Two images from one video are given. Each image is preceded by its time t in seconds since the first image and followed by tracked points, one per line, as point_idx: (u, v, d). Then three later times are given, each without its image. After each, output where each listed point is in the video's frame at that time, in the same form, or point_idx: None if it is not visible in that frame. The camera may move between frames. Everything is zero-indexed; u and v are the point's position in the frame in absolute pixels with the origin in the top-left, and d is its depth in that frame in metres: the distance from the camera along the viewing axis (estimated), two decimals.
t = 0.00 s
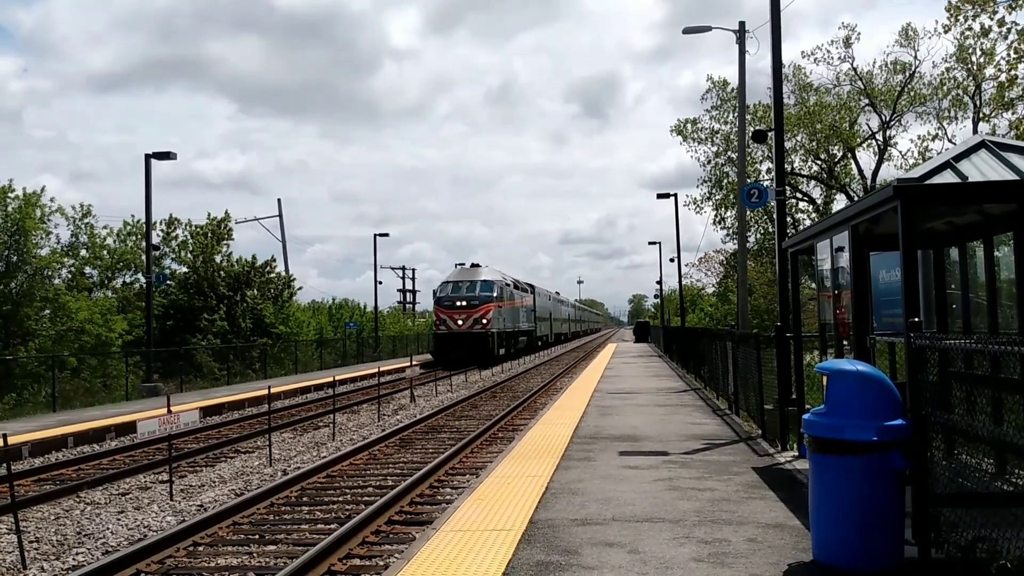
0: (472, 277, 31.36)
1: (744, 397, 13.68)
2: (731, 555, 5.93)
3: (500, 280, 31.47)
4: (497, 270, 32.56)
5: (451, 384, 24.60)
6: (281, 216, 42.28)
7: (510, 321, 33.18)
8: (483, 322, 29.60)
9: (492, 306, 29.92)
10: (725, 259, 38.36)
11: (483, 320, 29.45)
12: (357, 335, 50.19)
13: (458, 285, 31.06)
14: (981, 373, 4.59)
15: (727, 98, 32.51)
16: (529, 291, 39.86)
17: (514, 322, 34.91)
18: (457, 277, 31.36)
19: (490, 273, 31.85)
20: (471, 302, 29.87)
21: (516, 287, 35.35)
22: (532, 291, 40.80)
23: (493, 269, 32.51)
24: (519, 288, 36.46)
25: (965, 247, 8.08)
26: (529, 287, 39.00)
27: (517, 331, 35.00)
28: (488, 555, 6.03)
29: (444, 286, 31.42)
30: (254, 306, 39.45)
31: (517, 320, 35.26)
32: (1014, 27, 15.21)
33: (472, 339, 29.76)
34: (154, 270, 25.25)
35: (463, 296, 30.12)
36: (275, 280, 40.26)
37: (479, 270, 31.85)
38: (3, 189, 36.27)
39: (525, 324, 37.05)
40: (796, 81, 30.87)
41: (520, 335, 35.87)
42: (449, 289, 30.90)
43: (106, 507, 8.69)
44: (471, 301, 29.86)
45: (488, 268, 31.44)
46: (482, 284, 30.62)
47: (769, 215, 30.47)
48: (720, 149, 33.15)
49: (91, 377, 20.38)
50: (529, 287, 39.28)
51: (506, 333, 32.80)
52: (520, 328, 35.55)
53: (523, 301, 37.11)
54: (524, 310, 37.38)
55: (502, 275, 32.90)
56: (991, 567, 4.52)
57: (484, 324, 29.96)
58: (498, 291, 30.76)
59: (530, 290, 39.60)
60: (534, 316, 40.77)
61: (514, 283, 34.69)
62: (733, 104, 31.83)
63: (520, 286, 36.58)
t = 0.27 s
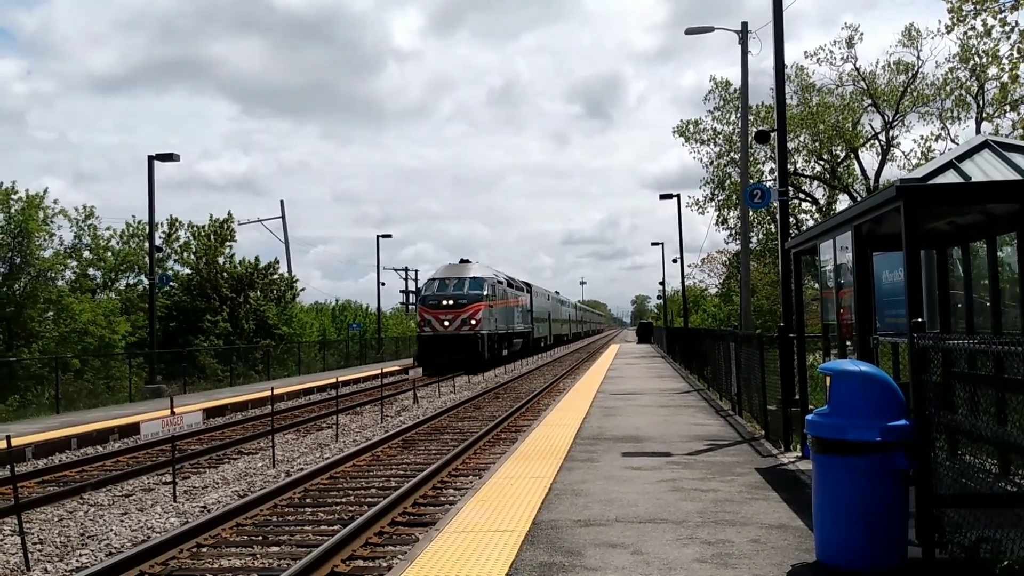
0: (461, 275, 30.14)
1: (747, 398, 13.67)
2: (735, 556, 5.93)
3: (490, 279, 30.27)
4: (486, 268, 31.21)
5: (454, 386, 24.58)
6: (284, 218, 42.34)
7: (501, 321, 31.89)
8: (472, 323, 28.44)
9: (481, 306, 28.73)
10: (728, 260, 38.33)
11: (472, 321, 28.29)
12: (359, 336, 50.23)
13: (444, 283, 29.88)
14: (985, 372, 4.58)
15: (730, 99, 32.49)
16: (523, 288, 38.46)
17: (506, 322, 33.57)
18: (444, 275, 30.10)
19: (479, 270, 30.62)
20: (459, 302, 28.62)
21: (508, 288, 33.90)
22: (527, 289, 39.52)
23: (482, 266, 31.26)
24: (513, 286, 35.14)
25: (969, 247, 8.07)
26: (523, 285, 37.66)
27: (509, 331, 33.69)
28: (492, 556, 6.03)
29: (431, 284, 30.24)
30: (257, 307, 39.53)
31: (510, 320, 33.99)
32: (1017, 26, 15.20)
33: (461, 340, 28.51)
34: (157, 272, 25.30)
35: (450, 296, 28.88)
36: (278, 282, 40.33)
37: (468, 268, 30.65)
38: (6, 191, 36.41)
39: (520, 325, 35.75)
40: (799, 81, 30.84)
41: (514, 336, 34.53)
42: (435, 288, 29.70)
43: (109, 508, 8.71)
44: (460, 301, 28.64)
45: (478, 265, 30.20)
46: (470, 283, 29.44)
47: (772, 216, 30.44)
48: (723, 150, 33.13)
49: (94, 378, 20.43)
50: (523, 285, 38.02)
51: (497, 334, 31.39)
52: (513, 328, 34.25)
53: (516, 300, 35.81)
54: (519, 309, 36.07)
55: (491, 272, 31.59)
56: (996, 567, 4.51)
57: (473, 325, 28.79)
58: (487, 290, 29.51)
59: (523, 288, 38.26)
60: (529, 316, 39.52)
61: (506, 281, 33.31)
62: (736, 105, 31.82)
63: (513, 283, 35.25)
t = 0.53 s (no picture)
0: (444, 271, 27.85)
1: (749, 397, 13.66)
2: (736, 556, 5.93)
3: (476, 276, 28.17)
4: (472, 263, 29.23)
5: (455, 386, 24.55)
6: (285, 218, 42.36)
7: (489, 322, 29.75)
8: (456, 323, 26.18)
9: (466, 306, 26.48)
10: (729, 260, 38.31)
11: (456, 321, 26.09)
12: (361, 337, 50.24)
13: (426, 280, 27.58)
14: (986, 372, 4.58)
15: (731, 99, 32.48)
16: (515, 285, 36.33)
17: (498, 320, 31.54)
18: (426, 271, 27.88)
19: (465, 266, 28.49)
20: (442, 300, 26.44)
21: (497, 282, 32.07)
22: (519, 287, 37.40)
23: (467, 261, 29.03)
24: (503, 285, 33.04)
25: (970, 247, 8.07)
26: (513, 282, 35.54)
27: (499, 332, 31.46)
28: (494, 556, 6.03)
29: (411, 281, 27.88)
30: (258, 308, 39.56)
31: (501, 320, 31.77)
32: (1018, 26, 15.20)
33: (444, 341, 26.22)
34: (158, 273, 25.31)
35: (433, 293, 26.67)
36: (279, 282, 40.34)
37: (452, 263, 28.44)
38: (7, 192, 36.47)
39: (511, 326, 33.91)
40: (799, 81, 30.83)
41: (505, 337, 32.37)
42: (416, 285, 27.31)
43: (110, 509, 8.71)
44: (444, 298, 26.49)
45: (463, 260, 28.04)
46: (455, 280, 27.25)
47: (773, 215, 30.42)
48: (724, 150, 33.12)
49: (96, 379, 20.45)
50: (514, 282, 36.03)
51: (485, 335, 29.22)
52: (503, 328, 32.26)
53: (508, 299, 33.72)
54: (510, 308, 34.00)
55: (478, 268, 29.43)
56: (997, 567, 4.50)
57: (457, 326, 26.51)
58: (472, 288, 27.40)
59: (515, 285, 36.20)
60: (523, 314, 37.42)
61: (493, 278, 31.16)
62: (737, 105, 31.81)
63: (503, 281, 33.08)
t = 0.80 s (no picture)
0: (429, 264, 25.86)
1: (755, 396, 13.64)
2: (743, 554, 5.93)
3: (465, 270, 26.20)
4: (461, 256, 27.19)
5: (461, 385, 24.54)
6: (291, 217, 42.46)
7: (480, 320, 27.70)
8: (442, 321, 24.24)
9: (452, 302, 24.50)
10: (735, 258, 38.25)
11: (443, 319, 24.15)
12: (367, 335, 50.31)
13: (409, 274, 25.65)
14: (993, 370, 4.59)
15: (737, 96, 32.42)
16: (509, 280, 34.11)
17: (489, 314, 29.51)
18: (411, 264, 25.89)
19: (452, 259, 26.52)
20: (426, 297, 24.40)
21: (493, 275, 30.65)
22: (515, 282, 35.12)
23: (456, 254, 26.96)
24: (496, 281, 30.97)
25: (978, 245, 8.06)
26: (507, 277, 33.41)
27: (491, 331, 29.47)
28: (499, 554, 6.06)
29: (394, 275, 25.93)
30: (265, 306, 39.69)
31: (494, 319, 29.76)
32: None
33: (428, 341, 24.23)
34: (166, 272, 25.38)
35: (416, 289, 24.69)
36: (286, 281, 40.48)
37: (439, 255, 26.44)
38: (15, 192, 36.68)
39: (506, 323, 32.00)
40: (806, 79, 30.74)
41: (499, 336, 30.35)
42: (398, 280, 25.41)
43: (118, 507, 8.76)
44: (428, 294, 24.44)
45: (450, 252, 26.04)
46: (440, 274, 25.28)
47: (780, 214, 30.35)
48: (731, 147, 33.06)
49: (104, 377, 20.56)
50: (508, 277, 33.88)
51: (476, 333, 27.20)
52: (496, 327, 30.21)
53: (501, 294, 31.65)
54: (505, 305, 31.96)
55: (467, 261, 27.37)
56: (1005, 565, 4.49)
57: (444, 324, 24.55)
58: (460, 283, 25.41)
59: (510, 280, 33.97)
60: (519, 311, 35.19)
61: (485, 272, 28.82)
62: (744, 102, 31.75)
63: (496, 277, 31.08)
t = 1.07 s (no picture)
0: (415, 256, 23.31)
1: (766, 395, 13.60)
2: (754, 554, 5.92)
3: (452, 264, 23.19)
4: (451, 248, 24.60)
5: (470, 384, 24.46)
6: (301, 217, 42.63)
7: (473, 318, 25.10)
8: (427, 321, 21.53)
9: (439, 299, 21.83)
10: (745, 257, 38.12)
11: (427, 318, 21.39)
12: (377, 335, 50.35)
13: (390, 267, 22.81)
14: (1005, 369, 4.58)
15: (747, 95, 32.31)
16: (507, 275, 31.27)
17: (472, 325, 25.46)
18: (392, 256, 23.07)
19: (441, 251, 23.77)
20: (408, 293, 21.64)
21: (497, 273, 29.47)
22: (513, 278, 32.45)
23: (446, 246, 24.33)
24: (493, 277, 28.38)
25: (989, 244, 8.02)
26: (505, 271, 30.79)
27: (485, 330, 26.69)
28: (510, 552, 6.08)
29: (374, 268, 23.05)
30: (275, 306, 39.84)
31: (489, 317, 27.21)
32: None
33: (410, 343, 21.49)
34: (177, 271, 25.50)
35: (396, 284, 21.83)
36: (296, 280, 40.63)
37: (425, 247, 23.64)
38: (26, 192, 37.20)
39: (505, 323, 29.41)
40: (816, 77, 30.61)
41: (496, 337, 27.80)
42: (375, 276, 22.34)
43: (130, 505, 8.82)
44: (410, 290, 21.70)
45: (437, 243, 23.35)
46: (424, 268, 22.48)
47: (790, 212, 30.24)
48: (741, 146, 32.95)
49: (114, 376, 20.72)
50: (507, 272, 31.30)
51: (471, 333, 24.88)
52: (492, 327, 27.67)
53: (498, 290, 29.02)
54: (501, 302, 29.30)
55: (459, 254, 24.86)
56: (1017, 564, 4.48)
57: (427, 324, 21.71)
58: (447, 278, 22.65)
59: (508, 276, 31.34)
60: (519, 309, 32.59)
61: (474, 265, 25.21)
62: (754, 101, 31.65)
63: (492, 271, 28.51)
